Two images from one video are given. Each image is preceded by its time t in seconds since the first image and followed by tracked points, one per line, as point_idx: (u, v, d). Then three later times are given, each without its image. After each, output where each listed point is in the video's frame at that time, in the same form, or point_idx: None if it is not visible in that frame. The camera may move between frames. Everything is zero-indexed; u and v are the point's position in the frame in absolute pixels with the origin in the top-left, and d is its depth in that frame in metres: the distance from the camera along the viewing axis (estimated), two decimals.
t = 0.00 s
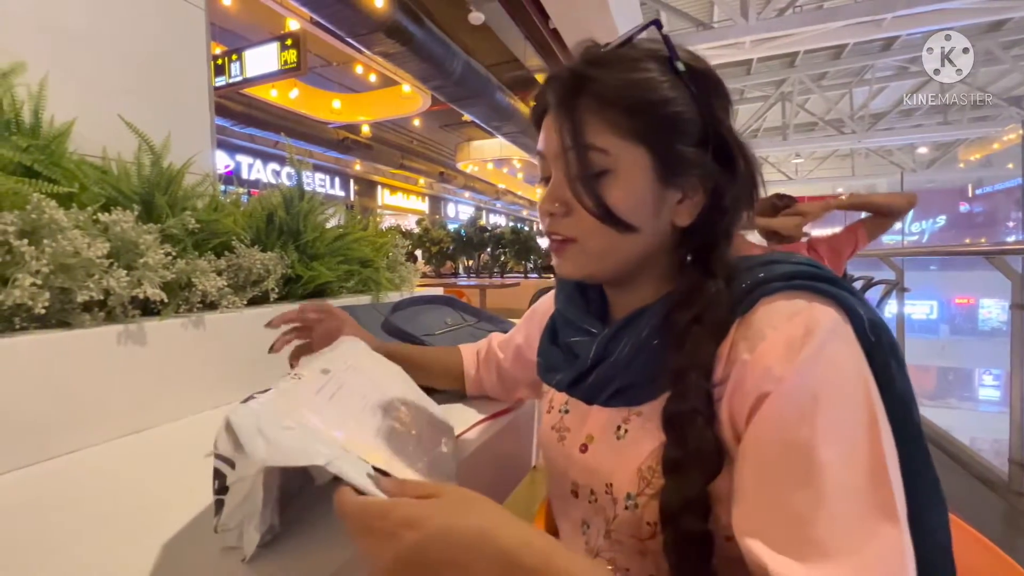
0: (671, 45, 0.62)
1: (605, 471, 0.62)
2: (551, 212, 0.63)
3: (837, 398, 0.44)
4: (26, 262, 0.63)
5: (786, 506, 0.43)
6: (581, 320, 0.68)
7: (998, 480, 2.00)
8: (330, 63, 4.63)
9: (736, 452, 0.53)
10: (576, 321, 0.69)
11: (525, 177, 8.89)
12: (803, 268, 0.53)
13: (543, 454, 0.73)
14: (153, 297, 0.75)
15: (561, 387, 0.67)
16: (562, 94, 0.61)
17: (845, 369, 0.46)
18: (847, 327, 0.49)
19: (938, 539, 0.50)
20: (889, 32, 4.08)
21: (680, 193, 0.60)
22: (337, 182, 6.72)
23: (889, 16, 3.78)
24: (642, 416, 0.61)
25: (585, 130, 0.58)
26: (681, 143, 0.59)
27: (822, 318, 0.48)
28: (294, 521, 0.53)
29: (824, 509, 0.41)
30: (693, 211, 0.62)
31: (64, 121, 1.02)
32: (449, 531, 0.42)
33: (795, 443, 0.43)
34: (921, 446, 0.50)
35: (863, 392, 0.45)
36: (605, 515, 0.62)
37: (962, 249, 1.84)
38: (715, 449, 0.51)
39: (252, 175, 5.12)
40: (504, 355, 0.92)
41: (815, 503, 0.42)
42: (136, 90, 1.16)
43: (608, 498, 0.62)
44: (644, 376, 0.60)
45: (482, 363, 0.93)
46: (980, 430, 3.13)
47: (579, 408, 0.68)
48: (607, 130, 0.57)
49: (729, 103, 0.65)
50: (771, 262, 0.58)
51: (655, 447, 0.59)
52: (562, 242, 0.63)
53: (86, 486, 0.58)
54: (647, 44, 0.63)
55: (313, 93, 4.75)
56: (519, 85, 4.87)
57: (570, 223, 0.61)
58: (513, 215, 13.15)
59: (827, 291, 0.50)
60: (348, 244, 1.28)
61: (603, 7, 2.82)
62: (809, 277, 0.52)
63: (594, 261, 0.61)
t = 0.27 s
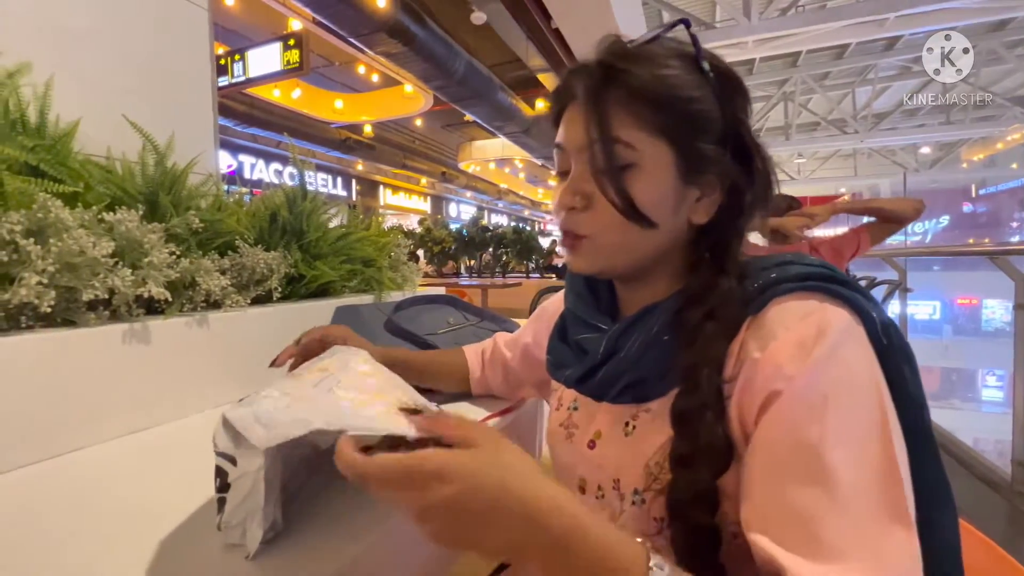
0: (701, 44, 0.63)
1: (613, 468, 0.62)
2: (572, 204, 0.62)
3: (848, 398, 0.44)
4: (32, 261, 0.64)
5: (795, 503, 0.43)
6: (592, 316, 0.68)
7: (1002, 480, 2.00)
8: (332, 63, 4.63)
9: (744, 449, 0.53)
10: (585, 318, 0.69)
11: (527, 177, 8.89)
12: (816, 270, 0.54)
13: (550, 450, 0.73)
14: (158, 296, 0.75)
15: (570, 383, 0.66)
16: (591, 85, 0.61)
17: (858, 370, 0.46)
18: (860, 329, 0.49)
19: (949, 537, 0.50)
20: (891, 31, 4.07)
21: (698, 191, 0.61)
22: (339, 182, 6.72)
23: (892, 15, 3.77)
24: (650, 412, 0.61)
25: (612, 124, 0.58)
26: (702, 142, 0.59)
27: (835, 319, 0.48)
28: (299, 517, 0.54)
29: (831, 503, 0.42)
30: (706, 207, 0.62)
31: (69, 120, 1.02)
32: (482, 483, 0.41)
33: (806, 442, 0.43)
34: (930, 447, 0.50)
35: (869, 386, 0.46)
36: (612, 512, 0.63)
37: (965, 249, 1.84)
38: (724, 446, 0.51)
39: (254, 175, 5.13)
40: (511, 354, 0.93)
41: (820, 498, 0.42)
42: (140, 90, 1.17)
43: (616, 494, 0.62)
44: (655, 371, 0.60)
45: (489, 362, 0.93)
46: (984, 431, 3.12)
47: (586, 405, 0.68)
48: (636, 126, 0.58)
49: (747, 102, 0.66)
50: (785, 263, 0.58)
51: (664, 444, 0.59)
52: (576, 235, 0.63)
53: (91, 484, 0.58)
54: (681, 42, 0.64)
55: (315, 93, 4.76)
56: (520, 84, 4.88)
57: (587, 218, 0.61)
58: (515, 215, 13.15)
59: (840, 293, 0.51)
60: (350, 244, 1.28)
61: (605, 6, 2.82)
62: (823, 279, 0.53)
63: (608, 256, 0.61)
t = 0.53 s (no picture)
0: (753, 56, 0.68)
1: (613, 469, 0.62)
2: (650, 185, 0.58)
3: (847, 408, 0.44)
4: (35, 260, 0.64)
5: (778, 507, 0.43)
6: (590, 314, 0.68)
7: (1004, 482, 2.00)
8: (334, 62, 4.64)
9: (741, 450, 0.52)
10: (587, 316, 0.69)
11: (528, 177, 8.90)
12: (825, 277, 0.53)
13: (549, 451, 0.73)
14: (160, 295, 0.76)
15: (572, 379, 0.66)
16: (689, 71, 0.60)
17: (858, 381, 0.46)
18: (864, 341, 0.48)
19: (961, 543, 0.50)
20: (894, 30, 4.06)
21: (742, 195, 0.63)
22: (341, 182, 6.73)
23: (895, 15, 3.76)
24: (650, 412, 0.61)
25: (718, 119, 0.59)
26: (755, 147, 0.63)
27: (840, 331, 0.48)
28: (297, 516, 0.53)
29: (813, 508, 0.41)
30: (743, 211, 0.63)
31: (71, 120, 1.02)
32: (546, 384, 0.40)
33: (804, 449, 0.43)
34: (933, 458, 0.49)
35: (862, 391, 0.45)
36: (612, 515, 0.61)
37: (968, 249, 1.84)
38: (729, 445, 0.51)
39: (256, 175, 5.13)
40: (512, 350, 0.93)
41: (803, 503, 0.42)
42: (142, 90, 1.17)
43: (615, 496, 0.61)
44: (662, 366, 0.57)
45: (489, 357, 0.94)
46: (986, 432, 3.12)
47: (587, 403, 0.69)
48: (728, 122, 0.60)
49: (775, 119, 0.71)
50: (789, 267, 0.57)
51: (663, 444, 0.59)
52: (643, 220, 0.60)
53: (88, 484, 0.58)
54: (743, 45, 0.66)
55: (317, 93, 4.76)
56: (522, 84, 4.88)
57: (666, 204, 0.58)
58: (516, 215, 13.16)
59: (843, 304, 0.50)
60: (350, 243, 1.28)
61: (607, 6, 2.82)
62: (831, 288, 0.51)
63: (674, 247, 0.60)
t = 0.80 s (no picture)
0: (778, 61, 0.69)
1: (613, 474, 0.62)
2: (667, 170, 0.57)
3: (834, 419, 0.42)
4: (36, 259, 0.64)
5: (759, 524, 0.40)
6: (591, 317, 0.68)
7: (1005, 483, 2.00)
8: (335, 62, 4.64)
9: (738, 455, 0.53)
10: (588, 318, 0.69)
11: (528, 177, 8.90)
12: (830, 289, 0.51)
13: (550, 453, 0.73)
14: (161, 294, 0.76)
15: (570, 381, 0.66)
16: (717, 59, 0.60)
17: (854, 395, 0.43)
18: (869, 359, 0.46)
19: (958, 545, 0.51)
20: (895, 30, 4.06)
21: (762, 199, 0.64)
22: (342, 182, 6.73)
23: (896, 14, 3.75)
24: (649, 416, 0.61)
25: (742, 109, 0.59)
26: (775, 148, 0.63)
27: (847, 345, 0.46)
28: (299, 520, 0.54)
29: (791, 527, 0.39)
30: (756, 214, 0.64)
31: (72, 120, 1.02)
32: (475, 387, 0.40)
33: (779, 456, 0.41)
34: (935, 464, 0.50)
35: (862, 412, 0.43)
36: (610, 519, 0.62)
37: (969, 250, 1.83)
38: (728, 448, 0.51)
39: (257, 175, 5.13)
40: (507, 348, 0.93)
41: (784, 524, 0.39)
42: (144, 90, 1.17)
43: (615, 501, 0.62)
44: (663, 367, 0.58)
45: (484, 355, 0.93)
46: (987, 432, 3.11)
47: (587, 404, 0.69)
48: (752, 118, 0.60)
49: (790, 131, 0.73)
50: (796, 279, 0.56)
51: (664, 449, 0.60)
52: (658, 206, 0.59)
53: (87, 484, 0.58)
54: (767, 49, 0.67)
55: (318, 93, 4.77)
56: (522, 84, 4.88)
57: (681, 190, 0.57)
58: (517, 215, 13.16)
59: (851, 318, 0.48)
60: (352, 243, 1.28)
61: (607, 6, 2.82)
62: (836, 301, 0.50)
63: (685, 239, 0.59)
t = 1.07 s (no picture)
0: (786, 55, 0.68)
1: (612, 475, 0.63)
2: (670, 180, 0.57)
3: (820, 418, 0.43)
4: (36, 259, 0.64)
5: (726, 511, 0.41)
6: (590, 317, 0.68)
7: (1005, 483, 2.00)
8: (335, 62, 4.64)
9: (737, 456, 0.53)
10: (586, 318, 0.69)
11: (529, 176, 8.90)
12: (835, 294, 0.51)
13: (549, 452, 0.73)
14: (161, 294, 0.76)
15: (569, 380, 0.65)
16: (722, 59, 0.60)
17: (846, 402, 0.44)
18: (866, 368, 0.46)
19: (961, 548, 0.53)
20: (896, 30, 4.06)
21: (771, 198, 0.64)
22: (342, 181, 6.73)
23: (897, 14, 3.75)
24: (648, 416, 0.61)
25: (750, 113, 0.58)
26: (782, 148, 0.63)
27: (848, 353, 0.46)
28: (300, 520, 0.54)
29: (751, 521, 0.41)
30: (762, 213, 0.64)
31: (73, 119, 1.03)
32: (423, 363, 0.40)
33: (761, 446, 0.43)
34: (940, 466, 0.52)
35: (849, 424, 0.44)
36: (609, 519, 0.62)
37: (970, 249, 1.83)
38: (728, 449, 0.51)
39: (257, 175, 5.13)
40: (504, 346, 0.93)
41: (746, 520, 0.41)
42: (144, 89, 1.17)
43: (614, 501, 0.62)
44: (659, 368, 0.57)
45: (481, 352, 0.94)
46: (987, 432, 3.11)
47: (587, 404, 0.69)
48: (760, 122, 0.59)
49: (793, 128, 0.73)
50: (801, 281, 0.55)
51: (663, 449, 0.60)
52: (661, 215, 0.59)
53: (88, 484, 0.58)
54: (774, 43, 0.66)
55: (318, 92, 4.77)
56: (522, 84, 4.88)
57: (684, 199, 0.58)
58: (517, 215, 13.16)
59: (854, 325, 0.48)
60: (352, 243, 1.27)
61: (607, 6, 2.81)
62: (840, 306, 0.50)
63: (687, 247, 0.59)
